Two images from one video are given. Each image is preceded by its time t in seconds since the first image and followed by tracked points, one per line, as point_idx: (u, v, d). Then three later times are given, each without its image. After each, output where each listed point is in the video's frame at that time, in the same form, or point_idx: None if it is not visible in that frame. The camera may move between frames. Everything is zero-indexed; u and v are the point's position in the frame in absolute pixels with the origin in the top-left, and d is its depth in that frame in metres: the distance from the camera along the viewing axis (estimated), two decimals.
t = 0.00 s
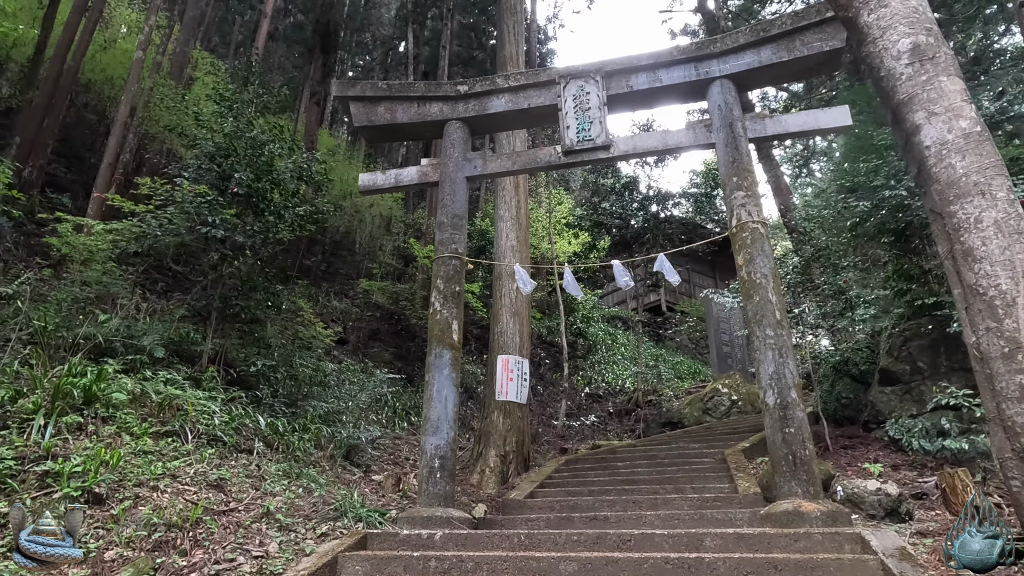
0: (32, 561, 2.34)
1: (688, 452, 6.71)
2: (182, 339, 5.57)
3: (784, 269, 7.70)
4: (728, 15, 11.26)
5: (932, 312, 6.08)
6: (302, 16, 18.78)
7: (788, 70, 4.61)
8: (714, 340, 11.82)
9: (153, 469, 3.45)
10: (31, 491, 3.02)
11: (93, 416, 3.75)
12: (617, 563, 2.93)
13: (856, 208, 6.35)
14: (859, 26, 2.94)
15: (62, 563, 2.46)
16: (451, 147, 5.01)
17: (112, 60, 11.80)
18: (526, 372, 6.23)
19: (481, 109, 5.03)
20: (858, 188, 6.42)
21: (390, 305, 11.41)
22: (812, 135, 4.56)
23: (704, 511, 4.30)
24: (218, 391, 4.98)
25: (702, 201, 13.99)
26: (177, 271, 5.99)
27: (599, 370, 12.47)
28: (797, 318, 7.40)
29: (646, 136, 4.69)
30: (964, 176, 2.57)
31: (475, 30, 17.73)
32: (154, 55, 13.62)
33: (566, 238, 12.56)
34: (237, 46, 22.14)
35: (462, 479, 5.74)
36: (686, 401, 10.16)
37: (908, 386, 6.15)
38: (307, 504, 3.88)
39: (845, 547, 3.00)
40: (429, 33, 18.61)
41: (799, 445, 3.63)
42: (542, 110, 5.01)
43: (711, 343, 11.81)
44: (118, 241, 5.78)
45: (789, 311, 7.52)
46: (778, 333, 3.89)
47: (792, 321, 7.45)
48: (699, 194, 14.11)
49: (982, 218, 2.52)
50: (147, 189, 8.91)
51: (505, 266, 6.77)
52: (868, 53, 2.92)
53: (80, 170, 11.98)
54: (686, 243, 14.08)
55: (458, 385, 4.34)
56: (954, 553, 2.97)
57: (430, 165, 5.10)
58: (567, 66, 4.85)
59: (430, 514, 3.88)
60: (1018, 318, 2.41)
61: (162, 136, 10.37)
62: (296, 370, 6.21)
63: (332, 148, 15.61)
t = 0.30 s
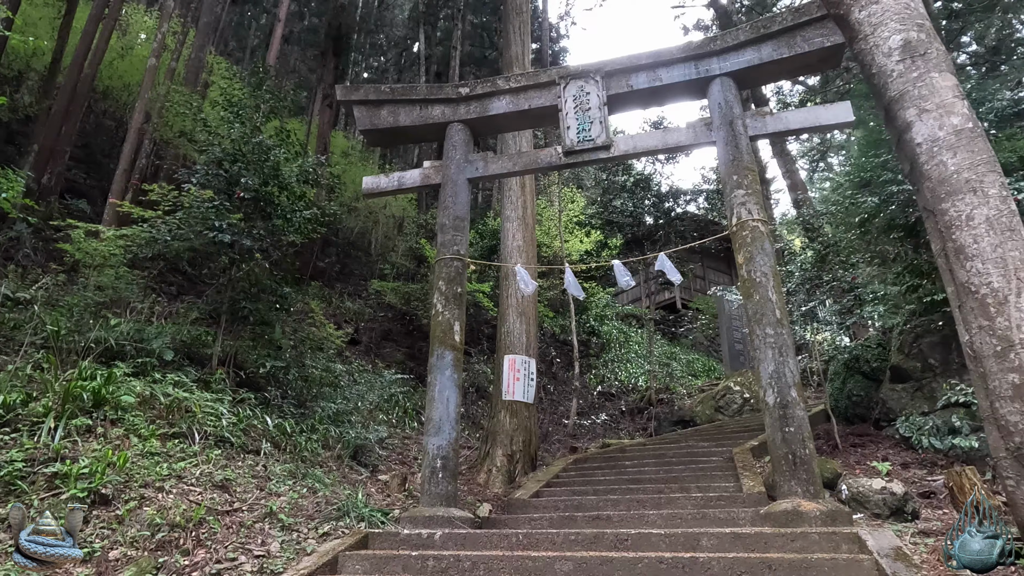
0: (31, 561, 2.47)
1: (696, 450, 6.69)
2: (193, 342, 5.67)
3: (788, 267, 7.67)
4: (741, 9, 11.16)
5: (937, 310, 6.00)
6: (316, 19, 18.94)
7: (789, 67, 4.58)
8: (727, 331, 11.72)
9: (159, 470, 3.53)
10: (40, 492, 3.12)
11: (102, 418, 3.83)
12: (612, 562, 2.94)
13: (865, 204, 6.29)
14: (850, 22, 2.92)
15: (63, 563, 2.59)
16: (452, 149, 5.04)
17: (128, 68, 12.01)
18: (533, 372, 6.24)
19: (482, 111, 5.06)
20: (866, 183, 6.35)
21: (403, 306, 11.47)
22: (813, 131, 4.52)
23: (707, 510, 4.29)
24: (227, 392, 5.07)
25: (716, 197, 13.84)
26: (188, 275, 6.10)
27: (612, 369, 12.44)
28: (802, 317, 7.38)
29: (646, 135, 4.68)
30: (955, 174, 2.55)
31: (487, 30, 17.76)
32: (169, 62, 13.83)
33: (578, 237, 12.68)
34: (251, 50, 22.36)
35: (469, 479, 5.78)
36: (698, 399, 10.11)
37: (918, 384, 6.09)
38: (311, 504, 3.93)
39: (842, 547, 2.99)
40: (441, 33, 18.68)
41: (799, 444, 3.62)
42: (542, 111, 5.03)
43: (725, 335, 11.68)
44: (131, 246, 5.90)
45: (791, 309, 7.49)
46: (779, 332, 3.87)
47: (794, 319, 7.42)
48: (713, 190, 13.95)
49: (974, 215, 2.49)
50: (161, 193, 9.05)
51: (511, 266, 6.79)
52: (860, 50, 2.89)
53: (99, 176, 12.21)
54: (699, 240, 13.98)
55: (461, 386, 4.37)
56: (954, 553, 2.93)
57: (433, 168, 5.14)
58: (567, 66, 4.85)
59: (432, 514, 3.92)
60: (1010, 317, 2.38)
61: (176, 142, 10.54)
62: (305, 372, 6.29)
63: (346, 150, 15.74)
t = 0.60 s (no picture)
0: (33, 560, 2.51)
1: (702, 450, 6.67)
2: (201, 346, 5.79)
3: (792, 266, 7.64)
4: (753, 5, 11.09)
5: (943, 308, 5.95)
6: (328, 24, 19.13)
7: (785, 66, 4.57)
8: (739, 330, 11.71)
9: (161, 473, 3.61)
10: (45, 495, 3.22)
11: (108, 422, 3.94)
12: (601, 563, 2.97)
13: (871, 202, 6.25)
14: (833, 23, 2.92)
15: (64, 561, 2.65)
16: (451, 154, 5.09)
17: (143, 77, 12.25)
18: (537, 372, 6.29)
19: (481, 115, 5.10)
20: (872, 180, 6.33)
21: (415, 307, 11.67)
22: (810, 131, 4.51)
23: (705, 511, 4.29)
24: (233, 396, 5.17)
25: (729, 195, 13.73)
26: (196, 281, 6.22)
27: (624, 368, 12.42)
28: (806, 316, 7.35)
29: (642, 137, 4.70)
30: (937, 173, 2.54)
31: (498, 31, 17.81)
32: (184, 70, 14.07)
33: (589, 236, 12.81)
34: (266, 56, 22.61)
35: (473, 480, 5.84)
36: (709, 398, 10.07)
37: (926, 382, 6.02)
38: (311, 505, 4.00)
39: (831, 548, 2.99)
40: (452, 35, 18.77)
41: (793, 445, 3.61)
42: (540, 114, 5.06)
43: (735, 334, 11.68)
44: (141, 253, 6.04)
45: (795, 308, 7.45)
46: (774, 333, 3.86)
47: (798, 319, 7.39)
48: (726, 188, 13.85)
49: (955, 215, 2.49)
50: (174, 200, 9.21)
51: (515, 269, 6.82)
52: (843, 51, 2.89)
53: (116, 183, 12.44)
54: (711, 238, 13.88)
55: (459, 388, 4.42)
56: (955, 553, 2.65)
57: (432, 172, 5.19)
58: (563, 69, 4.87)
59: (430, 515, 3.98)
60: (991, 317, 2.38)
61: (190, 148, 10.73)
62: (312, 375, 6.38)
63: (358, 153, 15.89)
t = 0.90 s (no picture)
0: (31, 562, 2.60)
1: (708, 453, 6.65)
2: (208, 352, 5.88)
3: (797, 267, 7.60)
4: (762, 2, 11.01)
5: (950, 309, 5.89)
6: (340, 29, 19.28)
7: (782, 68, 4.55)
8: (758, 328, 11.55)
9: (163, 479, 3.69)
10: (49, 501, 3.31)
11: (113, 429, 4.02)
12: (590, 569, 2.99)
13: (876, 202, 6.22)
14: (817, 28, 2.91)
15: (62, 562, 2.75)
16: (450, 161, 5.13)
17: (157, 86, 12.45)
18: (541, 376, 6.31)
19: (479, 121, 5.13)
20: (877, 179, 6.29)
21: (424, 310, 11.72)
22: (806, 133, 4.48)
23: (704, 515, 4.28)
24: (238, 401, 5.25)
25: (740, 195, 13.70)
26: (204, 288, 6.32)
27: (635, 370, 12.37)
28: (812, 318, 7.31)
29: (638, 141, 4.70)
30: (920, 178, 2.53)
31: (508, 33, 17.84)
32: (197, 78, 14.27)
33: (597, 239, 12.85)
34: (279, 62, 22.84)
35: (477, 484, 5.87)
36: (720, 400, 10.01)
37: (934, 384, 5.95)
38: (310, 510, 4.06)
39: (822, 554, 2.98)
40: (462, 38, 18.83)
41: (788, 450, 3.60)
42: (537, 119, 5.08)
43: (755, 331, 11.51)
44: (150, 261, 6.15)
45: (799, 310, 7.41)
46: (769, 337, 3.85)
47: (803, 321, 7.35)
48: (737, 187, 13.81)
49: (938, 221, 2.48)
50: (186, 206, 9.34)
51: (518, 272, 6.84)
52: (828, 56, 2.88)
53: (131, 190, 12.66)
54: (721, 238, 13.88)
55: (458, 393, 4.47)
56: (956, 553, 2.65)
57: (431, 179, 5.23)
58: (559, 74, 4.89)
59: (428, 519, 4.02)
60: (974, 324, 2.37)
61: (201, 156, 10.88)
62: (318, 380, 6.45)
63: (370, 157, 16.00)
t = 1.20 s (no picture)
0: (32, 561, 2.72)
1: (714, 455, 6.61)
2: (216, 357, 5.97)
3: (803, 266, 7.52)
4: None
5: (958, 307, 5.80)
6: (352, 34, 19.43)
7: (779, 68, 4.52)
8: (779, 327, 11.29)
9: (165, 483, 3.76)
10: (53, 505, 3.39)
11: (118, 434, 4.10)
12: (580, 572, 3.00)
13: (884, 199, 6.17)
14: (803, 30, 2.89)
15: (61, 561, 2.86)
16: (449, 166, 5.17)
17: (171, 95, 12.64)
18: (546, 378, 6.33)
19: (477, 126, 5.16)
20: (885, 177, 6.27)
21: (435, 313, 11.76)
22: (804, 134, 4.45)
23: (703, 518, 4.26)
24: (243, 405, 5.32)
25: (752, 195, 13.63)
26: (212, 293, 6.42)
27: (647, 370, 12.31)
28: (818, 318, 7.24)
29: (635, 144, 4.70)
30: (904, 180, 2.51)
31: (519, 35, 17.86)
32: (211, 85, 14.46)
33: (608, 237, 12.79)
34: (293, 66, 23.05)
35: (482, 486, 5.89)
36: (731, 400, 9.94)
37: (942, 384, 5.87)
38: (310, 513, 4.10)
39: (815, 559, 2.95)
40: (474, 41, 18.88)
41: (783, 452, 3.58)
42: (536, 123, 5.10)
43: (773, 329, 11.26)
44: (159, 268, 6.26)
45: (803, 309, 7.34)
46: (765, 339, 3.83)
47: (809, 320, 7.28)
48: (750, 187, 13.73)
49: (922, 223, 2.46)
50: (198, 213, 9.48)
51: (522, 275, 6.85)
52: (813, 57, 2.87)
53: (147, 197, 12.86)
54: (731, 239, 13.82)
55: (456, 397, 4.50)
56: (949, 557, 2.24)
57: (431, 184, 5.27)
58: (557, 78, 4.91)
59: (427, 522, 4.05)
60: (959, 327, 2.35)
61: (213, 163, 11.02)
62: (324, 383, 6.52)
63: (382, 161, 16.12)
